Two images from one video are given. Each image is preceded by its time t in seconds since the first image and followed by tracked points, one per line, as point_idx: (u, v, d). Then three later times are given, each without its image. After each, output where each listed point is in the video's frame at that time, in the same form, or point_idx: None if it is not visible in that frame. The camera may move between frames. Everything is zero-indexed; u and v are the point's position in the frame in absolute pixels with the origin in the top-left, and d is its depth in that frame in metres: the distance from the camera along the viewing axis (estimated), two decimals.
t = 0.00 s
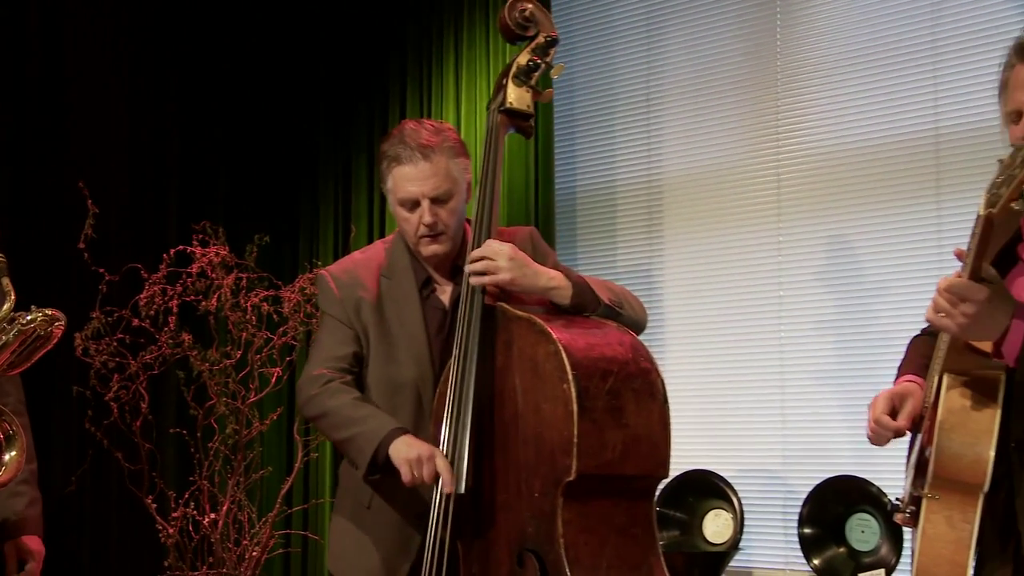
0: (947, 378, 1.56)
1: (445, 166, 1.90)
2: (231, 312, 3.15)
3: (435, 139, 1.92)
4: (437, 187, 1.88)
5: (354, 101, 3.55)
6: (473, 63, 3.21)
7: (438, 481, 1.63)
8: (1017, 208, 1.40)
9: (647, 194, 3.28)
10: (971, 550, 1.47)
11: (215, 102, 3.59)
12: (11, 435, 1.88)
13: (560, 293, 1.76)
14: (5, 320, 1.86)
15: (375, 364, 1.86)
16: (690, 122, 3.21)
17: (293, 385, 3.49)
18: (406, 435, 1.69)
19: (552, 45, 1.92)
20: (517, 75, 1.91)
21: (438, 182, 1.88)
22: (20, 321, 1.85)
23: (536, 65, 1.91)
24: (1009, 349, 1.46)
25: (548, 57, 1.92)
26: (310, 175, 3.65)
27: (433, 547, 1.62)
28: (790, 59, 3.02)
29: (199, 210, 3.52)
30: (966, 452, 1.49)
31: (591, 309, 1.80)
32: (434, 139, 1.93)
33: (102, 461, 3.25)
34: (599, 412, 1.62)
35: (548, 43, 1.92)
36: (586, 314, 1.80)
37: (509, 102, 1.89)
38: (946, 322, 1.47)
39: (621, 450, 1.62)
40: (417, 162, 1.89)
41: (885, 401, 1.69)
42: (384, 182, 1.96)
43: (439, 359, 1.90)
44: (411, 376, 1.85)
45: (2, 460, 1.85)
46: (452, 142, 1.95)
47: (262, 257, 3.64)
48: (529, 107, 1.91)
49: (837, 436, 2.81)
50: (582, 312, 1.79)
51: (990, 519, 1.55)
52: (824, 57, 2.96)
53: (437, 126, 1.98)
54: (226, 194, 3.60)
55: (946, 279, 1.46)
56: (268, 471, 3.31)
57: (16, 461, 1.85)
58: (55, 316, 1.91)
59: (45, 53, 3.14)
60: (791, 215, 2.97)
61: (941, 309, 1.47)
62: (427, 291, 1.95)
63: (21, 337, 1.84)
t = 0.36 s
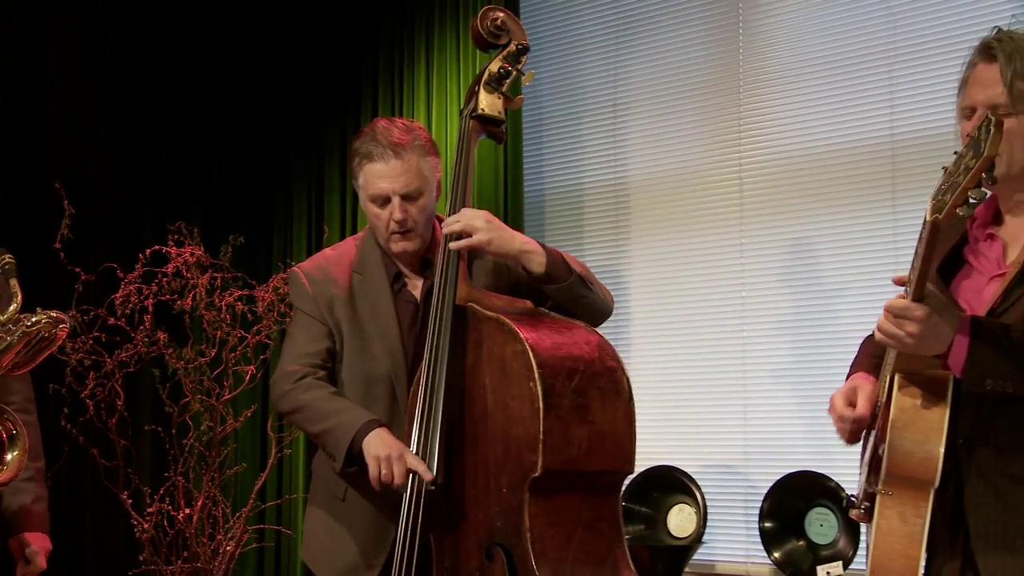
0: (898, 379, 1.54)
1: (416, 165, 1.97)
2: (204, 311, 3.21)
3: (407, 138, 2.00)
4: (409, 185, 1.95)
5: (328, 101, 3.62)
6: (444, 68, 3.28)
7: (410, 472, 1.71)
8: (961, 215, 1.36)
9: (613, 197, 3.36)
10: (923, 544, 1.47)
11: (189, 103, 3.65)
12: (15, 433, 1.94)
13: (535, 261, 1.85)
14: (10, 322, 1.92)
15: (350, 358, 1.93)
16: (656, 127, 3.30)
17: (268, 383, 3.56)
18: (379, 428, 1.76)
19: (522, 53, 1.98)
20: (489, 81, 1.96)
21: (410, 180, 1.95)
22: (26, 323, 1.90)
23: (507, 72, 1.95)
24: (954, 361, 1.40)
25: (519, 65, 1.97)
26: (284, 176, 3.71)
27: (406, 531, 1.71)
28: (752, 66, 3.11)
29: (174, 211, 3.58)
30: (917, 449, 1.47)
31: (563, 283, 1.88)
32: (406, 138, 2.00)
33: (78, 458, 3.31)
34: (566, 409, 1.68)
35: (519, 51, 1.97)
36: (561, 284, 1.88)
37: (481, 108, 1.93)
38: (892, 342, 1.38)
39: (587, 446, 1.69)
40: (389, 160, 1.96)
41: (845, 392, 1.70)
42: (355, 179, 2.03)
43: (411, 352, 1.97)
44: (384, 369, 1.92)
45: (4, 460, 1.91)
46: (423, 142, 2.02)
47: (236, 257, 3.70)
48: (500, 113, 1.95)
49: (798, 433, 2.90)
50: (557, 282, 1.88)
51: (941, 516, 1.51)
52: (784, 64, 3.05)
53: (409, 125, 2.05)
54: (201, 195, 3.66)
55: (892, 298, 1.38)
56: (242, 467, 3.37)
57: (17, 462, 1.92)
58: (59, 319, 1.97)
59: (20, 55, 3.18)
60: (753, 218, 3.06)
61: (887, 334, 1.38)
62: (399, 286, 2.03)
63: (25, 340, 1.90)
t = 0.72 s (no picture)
0: (857, 377, 1.56)
1: (377, 156, 2.04)
2: (187, 310, 3.26)
3: (369, 129, 2.08)
4: (367, 175, 2.02)
5: (308, 102, 3.68)
6: (421, 71, 3.36)
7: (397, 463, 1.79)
8: (915, 219, 1.43)
9: (587, 199, 3.45)
10: (886, 538, 1.50)
11: (170, 105, 3.70)
12: (9, 426, 1.98)
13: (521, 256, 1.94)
14: (7, 317, 1.98)
15: (329, 347, 2.01)
16: (628, 132, 3.38)
17: (247, 380, 3.63)
18: (367, 424, 1.83)
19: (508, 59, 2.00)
20: (474, 85, 1.98)
21: (368, 171, 2.02)
22: (22, 317, 1.97)
23: (492, 76, 1.98)
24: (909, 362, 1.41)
25: (503, 70, 2.00)
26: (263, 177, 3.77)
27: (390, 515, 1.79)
28: (723, 73, 3.19)
29: (155, 210, 3.64)
30: (877, 446, 1.51)
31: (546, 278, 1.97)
32: (369, 129, 2.08)
33: (60, 454, 3.37)
34: (547, 407, 1.75)
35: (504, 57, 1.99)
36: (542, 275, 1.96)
37: (465, 111, 1.96)
38: (853, 343, 1.41)
39: (567, 444, 1.75)
40: (349, 151, 2.05)
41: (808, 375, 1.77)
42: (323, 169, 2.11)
43: (385, 338, 2.05)
44: (362, 354, 2.00)
45: None
46: (384, 134, 2.10)
47: (217, 257, 3.76)
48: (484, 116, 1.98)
49: (766, 429, 2.99)
50: (539, 274, 1.96)
51: (901, 508, 1.54)
52: (754, 71, 3.13)
53: (374, 118, 2.13)
54: (181, 194, 3.71)
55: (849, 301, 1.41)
56: (223, 463, 3.44)
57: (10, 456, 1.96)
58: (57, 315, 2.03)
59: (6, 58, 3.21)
60: (723, 220, 3.15)
61: (848, 335, 1.41)
62: (370, 272, 2.11)
63: (21, 333, 1.96)
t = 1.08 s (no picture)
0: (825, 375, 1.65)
1: (355, 167, 2.15)
2: (170, 309, 3.33)
3: (347, 142, 2.19)
4: (346, 186, 2.12)
5: (289, 105, 3.75)
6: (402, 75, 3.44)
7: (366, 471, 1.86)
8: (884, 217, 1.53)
9: (563, 202, 3.53)
10: (851, 532, 1.57)
11: (153, 107, 3.76)
12: None
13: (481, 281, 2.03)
14: None
15: (304, 353, 2.08)
16: (603, 136, 3.46)
17: (230, 379, 3.69)
18: (340, 429, 1.90)
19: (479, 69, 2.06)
20: (447, 94, 2.05)
21: (347, 182, 2.13)
22: (11, 318, 2.03)
23: (464, 85, 2.05)
24: (879, 358, 1.48)
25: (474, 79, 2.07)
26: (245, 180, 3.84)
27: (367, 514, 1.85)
28: (695, 80, 3.28)
29: (138, 210, 3.70)
30: (844, 441, 1.59)
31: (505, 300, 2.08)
32: (347, 142, 2.19)
33: (45, 451, 3.42)
34: (520, 404, 1.82)
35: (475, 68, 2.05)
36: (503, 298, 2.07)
37: (439, 120, 2.04)
38: (820, 341, 1.49)
39: (540, 439, 1.83)
40: (328, 162, 2.15)
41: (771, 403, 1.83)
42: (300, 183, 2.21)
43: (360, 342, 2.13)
44: (337, 358, 2.08)
45: None
46: (361, 148, 2.21)
47: (200, 258, 3.83)
48: (457, 124, 2.06)
49: (736, 427, 3.07)
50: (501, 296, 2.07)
51: (869, 504, 1.62)
52: (725, 79, 3.22)
53: (352, 132, 2.24)
54: (165, 196, 3.77)
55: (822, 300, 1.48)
56: (206, 459, 3.50)
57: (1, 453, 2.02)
58: (47, 316, 2.08)
59: None
60: (695, 223, 3.23)
61: (815, 332, 1.49)
62: (346, 281, 2.19)
63: (10, 333, 2.02)
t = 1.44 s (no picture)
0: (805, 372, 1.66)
1: (336, 171, 2.23)
2: (162, 309, 3.40)
3: (328, 147, 2.26)
4: (328, 190, 2.20)
5: (277, 109, 3.82)
6: (389, 79, 3.51)
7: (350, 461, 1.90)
8: (860, 223, 1.56)
9: (547, 205, 3.61)
10: (827, 526, 1.60)
11: (143, 110, 3.82)
12: None
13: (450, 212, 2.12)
14: None
15: (286, 352, 2.15)
16: (586, 141, 3.54)
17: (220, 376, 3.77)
18: (322, 424, 1.97)
19: (453, 77, 2.10)
20: (422, 102, 2.09)
21: (329, 186, 2.20)
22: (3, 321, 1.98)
23: (438, 94, 2.09)
24: (856, 354, 1.48)
25: (450, 87, 2.10)
26: (235, 181, 3.91)
27: (346, 523, 1.91)
28: (676, 86, 3.36)
29: (130, 211, 3.76)
30: (822, 438, 1.61)
31: (475, 237, 2.15)
32: (328, 146, 2.27)
33: (38, 447, 3.50)
34: (495, 402, 1.86)
35: (449, 76, 2.09)
36: (474, 237, 2.15)
37: (414, 128, 2.08)
38: (799, 335, 1.49)
39: (515, 437, 1.87)
40: (310, 165, 2.22)
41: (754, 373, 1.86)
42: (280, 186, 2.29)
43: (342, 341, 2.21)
44: (319, 357, 2.15)
45: None
46: (341, 153, 2.28)
47: (191, 258, 3.90)
48: (433, 131, 2.11)
49: (714, 423, 3.15)
50: (471, 236, 2.15)
51: (843, 496, 1.65)
52: (705, 86, 3.30)
53: (331, 137, 2.32)
54: (156, 197, 3.84)
55: (799, 295, 1.49)
56: (197, 456, 3.58)
57: None
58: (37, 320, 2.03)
59: None
60: (676, 226, 3.31)
61: (796, 327, 1.49)
62: (324, 281, 2.26)
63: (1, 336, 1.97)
